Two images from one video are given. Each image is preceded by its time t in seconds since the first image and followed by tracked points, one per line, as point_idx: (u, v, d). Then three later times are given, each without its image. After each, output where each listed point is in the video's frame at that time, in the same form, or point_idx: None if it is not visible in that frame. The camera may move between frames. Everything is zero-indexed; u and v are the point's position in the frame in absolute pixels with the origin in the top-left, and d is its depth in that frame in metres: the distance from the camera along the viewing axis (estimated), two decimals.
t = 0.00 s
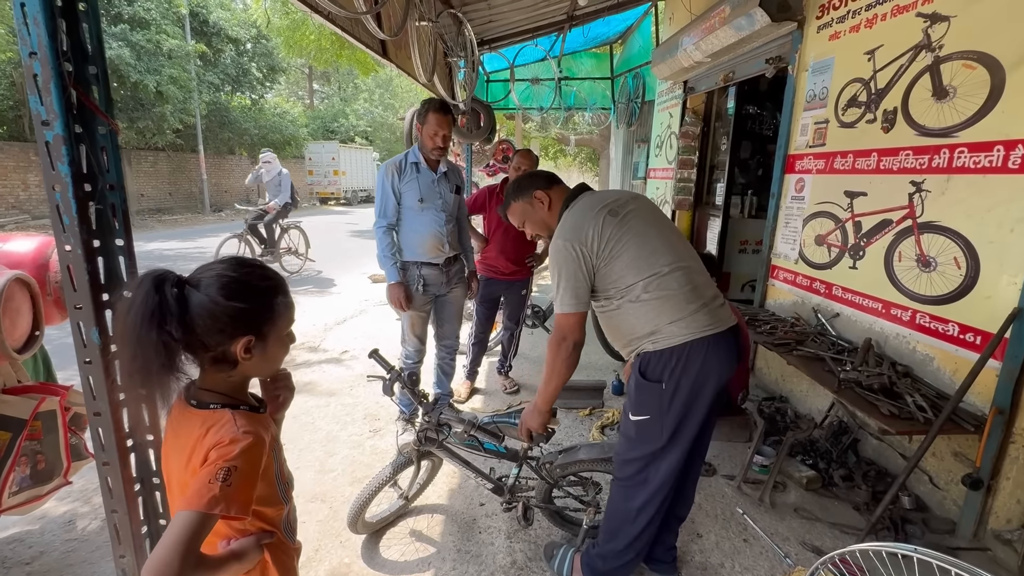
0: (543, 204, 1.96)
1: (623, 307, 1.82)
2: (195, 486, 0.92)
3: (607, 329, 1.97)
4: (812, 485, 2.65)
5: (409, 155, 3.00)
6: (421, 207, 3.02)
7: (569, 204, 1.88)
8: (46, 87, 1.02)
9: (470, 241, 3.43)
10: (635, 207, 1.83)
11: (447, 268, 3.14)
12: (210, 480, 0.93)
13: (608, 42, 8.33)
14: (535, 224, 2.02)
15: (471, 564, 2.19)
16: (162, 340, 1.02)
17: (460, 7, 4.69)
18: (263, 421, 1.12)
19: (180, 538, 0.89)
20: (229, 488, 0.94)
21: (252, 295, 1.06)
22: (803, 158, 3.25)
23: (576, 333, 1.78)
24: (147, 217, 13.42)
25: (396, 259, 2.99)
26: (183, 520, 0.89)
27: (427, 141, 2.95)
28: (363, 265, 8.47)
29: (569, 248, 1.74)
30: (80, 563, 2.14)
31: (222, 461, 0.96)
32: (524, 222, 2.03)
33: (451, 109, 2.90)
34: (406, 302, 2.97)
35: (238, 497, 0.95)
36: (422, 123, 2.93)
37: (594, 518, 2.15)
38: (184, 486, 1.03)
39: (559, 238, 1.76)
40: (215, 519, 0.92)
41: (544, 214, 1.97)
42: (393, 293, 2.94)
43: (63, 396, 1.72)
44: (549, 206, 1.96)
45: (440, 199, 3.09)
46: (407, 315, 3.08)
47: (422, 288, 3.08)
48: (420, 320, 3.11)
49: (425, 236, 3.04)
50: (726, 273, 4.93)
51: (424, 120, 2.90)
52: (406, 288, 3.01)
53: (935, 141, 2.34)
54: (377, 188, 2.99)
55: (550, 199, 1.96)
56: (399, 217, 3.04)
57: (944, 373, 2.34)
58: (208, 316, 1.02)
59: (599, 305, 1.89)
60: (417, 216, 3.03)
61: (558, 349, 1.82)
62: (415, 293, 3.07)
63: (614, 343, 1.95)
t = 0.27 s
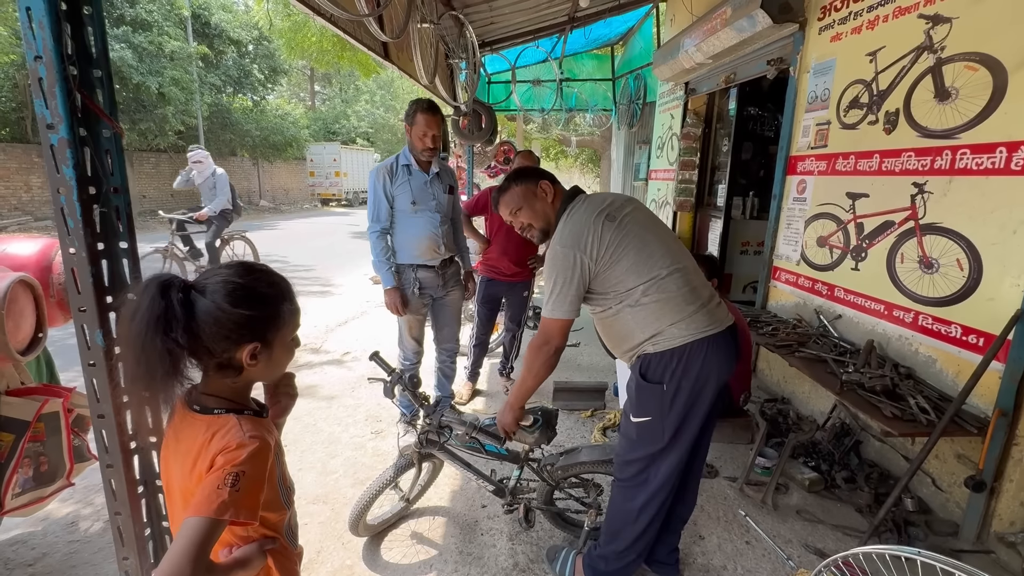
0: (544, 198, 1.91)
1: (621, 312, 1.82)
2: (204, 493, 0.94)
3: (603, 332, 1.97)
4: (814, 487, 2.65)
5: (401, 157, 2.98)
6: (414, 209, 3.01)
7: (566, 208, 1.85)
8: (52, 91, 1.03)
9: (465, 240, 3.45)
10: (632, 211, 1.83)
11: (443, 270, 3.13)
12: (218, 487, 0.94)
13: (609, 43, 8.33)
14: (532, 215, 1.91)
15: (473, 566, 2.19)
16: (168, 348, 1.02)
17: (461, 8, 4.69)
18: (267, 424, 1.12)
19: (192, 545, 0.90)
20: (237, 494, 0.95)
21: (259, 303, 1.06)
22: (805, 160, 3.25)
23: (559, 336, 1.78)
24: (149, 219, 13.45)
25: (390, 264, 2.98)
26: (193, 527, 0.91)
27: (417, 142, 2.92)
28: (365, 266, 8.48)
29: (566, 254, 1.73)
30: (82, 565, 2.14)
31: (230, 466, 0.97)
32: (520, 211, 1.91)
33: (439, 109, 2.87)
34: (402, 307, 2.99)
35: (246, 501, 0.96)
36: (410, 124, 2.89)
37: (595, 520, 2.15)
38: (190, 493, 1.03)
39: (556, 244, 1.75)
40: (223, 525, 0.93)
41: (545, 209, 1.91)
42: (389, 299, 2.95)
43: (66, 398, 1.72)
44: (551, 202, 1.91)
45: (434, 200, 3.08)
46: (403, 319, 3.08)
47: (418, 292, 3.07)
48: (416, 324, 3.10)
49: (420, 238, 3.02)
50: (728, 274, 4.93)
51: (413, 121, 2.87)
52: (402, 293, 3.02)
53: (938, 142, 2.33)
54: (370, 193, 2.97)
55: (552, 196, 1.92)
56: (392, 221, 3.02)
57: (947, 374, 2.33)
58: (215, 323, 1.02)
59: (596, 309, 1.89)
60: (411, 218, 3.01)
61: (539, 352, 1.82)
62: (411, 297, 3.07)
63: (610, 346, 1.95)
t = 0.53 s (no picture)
0: (539, 203, 1.90)
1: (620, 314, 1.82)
2: (206, 486, 0.95)
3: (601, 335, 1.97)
4: (815, 488, 2.65)
5: (390, 161, 2.97)
6: (404, 213, 3.01)
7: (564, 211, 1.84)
8: (58, 95, 1.04)
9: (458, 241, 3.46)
10: (628, 214, 1.83)
11: (436, 274, 3.13)
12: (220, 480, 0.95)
13: (610, 44, 8.34)
14: (527, 219, 1.88)
15: (474, 567, 2.20)
16: (176, 355, 1.04)
17: (463, 10, 4.70)
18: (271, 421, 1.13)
19: (193, 538, 0.91)
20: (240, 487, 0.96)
21: (267, 319, 1.06)
22: (806, 161, 3.25)
23: (558, 340, 1.79)
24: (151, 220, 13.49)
25: (380, 269, 2.97)
26: (195, 520, 0.92)
27: (406, 145, 2.91)
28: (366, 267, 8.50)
29: (563, 259, 1.73)
30: (85, 565, 2.15)
31: (232, 460, 0.98)
32: (515, 214, 1.88)
33: (427, 111, 2.86)
34: (393, 313, 3.00)
35: (247, 495, 0.97)
36: (399, 126, 2.88)
37: (597, 521, 2.16)
38: (193, 489, 1.04)
39: (553, 249, 1.75)
40: (225, 518, 0.94)
41: (541, 213, 1.90)
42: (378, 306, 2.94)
43: (70, 399, 1.73)
44: (546, 206, 1.91)
45: (424, 203, 3.08)
46: (397, 322, 3.08)
47: (410, 295, 3.07)
48: (411, 326, 3.10)
49: (412, 242, 3.02)
50: (730, 275, 4.94)
51: (402, 123, 2.85)
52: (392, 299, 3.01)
53: (939, 144, 2.34)
54: (359, 197, 2.95)
55: (548, 200, 1.91)
56: (382, 225, 3.02)
57: (948, 376, 2.33)
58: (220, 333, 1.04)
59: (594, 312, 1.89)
60: (402, 222, 3.02)
61: (540, 355, 1.83)
62: (403, 301, 3.06)
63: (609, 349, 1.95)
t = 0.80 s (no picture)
0: (536, 205, 1.90)
1: (619, 316, 1.81)
2: (215, 483, 0.95)
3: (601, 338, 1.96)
4: (817, 490, 2.64)
5: (385, 163, 2.97)
6: (401, 216, 3.01)
7: (561, 214, 1.84)
8: (58, 95, 1.04)
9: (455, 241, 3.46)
10: (625, 215, 1.82)
11: (433, 275, 3.12)
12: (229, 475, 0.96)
13: (611, 45, 8.33)
14: (524, 222, 1.88)
15: (475, 569, 2.19)
16: (176, 345, 1.03)
17: (464, 11, 4.70)
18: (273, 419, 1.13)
19: (205, 535, 0.91)
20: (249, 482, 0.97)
21: (260, 310, 1.06)
22: (807, 162, 3.25)
23: (556, 344, 1.78)
24: (153, 221, 13.52)
25: (372, 273, 2.94)
26: (207, 516, 0.92)
27: (397, 145, 2.91)
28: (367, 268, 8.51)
29: (561, 262, 1.73)
30: (86, 566, 2.15)
31: (240, 456, 0.98)
32: (511, 217, 1.87)
33: (420, 112, 2.87)
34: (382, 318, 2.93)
35: (257, 491, 0.97)
36: (390, 127, 2.88)
37: (598, 522, 2.15)
38: (199, 488, 1.04)
39: (550, 253, 1.74)
40: (236, 513, 0.95)
41: (538, 216, 1.90)
42: (368, 310, 2.89)
43: (71, 400, 1.74)
44: (543, 208, 1.91)
45: (420, 205, 3.08)
46: (394, 324, 3.07)
47: (406, 298, 3.05)
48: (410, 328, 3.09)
49: (409, 244, 3.02)
50: (731, 276, 4.93)
51: (393, 123, 2.85)
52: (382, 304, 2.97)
53: (941, 144, 2.33)
54: (354, 199, 2.95)
55: (544, 203, 1.91)
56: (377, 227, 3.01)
57: (951, 377, 2.32)
58: (214, 327, 1.03)
59: (593, 315, 1.88)
60: (399, 225, 3.02)
61: (538, 359, 1.81)
62: (400, 303, 3.05)
63: (608, 351, 1.95)
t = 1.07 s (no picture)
0: (530, 214, 1.89)
1: (617, 319, 1.81)
2: (208, 484, 0.94)
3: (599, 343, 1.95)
4: (819, 491, 2.63)
5: (388, 165, 2.96)
6: (403, 218, 3.01)
7: (554, 221, 1.84)
8: (60, 96, 1.05)
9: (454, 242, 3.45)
10: (618, 220, 1.83)
11: (434, 277, 3.13)
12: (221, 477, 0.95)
13: (613, 46, 8.33)
14: (520, 231, 1.87)
15: (476, 570, 2.19)
16: (173, 345, 1.03)
17: (465, 12, 4.71)
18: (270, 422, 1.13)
19: (197, 536, 0.91)
20: (241, 485, 0.96)
21: (260, 304, 1.06)
22: (808, 163, 3.25)
23: (549, 351, 1.77)
24: (155, 222, 13.56)
25: (375, 275, 2.94)
26: (199, 518, 0.92)
27: (398, 146, 2.92)
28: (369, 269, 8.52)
29: (555, 269, 1.72)
30: (87, 566, 2.15)
31: (233, 459, 0.97)
32: (507, 226, 1.87)
33: (422, 114, 2.87)
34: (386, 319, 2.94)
35: (249, 494, 0.97)
36: (392, 128, 2.89)
37: (599, 523, 2.15)
38: (195, 486, 1.04)
39: (545, 261, 1.74)
40: (228, 516, 0.94)
41: (532, 224, 1.89)
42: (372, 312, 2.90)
43: (72, 400, 1.74)
44: (538, 217, 1.90)
45: (423, 208, 3.08)
46: (396, 326, 3.07)
47: (409, 298, 3.06)
48: (411, 329, 3.10)
49: (412, 246, 3.02)
50: (732, 277, 4.93)
51: (395, 125, 2.87)
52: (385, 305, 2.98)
53: (942, 145, 2.33)
54: (357, 202, 2.94)
55: (539, 211, 1.91)
56: (380, 229, 3.00)
57: (953, 378, 2.32)
58: (214, 325, 1.03)
59: (591, 320, 1.88)
60: (401, 227, 3.01)
61: (531, 367, 1.80)
62: (403, 304, 3.05)
63: (607, 354, 1.94)
